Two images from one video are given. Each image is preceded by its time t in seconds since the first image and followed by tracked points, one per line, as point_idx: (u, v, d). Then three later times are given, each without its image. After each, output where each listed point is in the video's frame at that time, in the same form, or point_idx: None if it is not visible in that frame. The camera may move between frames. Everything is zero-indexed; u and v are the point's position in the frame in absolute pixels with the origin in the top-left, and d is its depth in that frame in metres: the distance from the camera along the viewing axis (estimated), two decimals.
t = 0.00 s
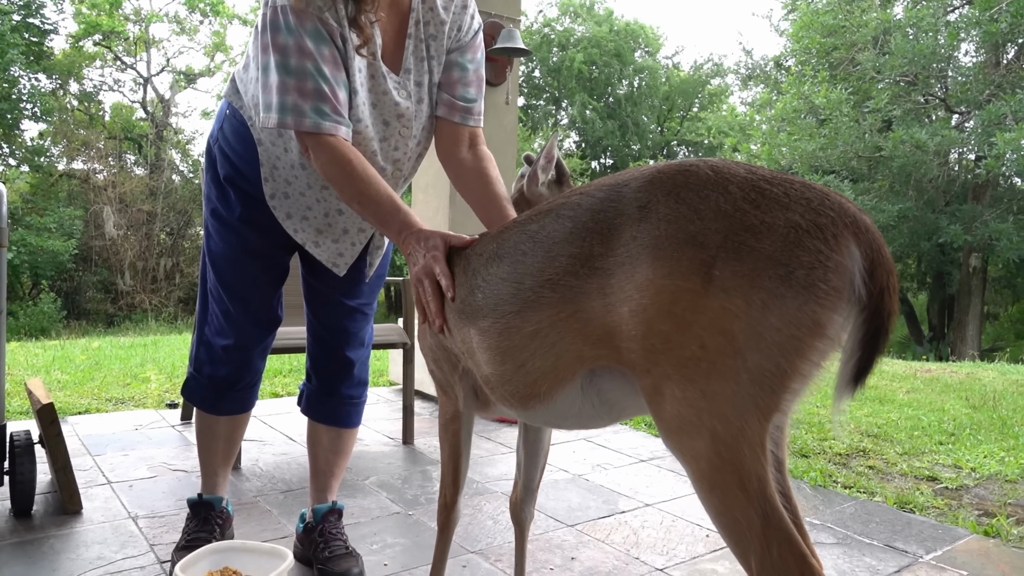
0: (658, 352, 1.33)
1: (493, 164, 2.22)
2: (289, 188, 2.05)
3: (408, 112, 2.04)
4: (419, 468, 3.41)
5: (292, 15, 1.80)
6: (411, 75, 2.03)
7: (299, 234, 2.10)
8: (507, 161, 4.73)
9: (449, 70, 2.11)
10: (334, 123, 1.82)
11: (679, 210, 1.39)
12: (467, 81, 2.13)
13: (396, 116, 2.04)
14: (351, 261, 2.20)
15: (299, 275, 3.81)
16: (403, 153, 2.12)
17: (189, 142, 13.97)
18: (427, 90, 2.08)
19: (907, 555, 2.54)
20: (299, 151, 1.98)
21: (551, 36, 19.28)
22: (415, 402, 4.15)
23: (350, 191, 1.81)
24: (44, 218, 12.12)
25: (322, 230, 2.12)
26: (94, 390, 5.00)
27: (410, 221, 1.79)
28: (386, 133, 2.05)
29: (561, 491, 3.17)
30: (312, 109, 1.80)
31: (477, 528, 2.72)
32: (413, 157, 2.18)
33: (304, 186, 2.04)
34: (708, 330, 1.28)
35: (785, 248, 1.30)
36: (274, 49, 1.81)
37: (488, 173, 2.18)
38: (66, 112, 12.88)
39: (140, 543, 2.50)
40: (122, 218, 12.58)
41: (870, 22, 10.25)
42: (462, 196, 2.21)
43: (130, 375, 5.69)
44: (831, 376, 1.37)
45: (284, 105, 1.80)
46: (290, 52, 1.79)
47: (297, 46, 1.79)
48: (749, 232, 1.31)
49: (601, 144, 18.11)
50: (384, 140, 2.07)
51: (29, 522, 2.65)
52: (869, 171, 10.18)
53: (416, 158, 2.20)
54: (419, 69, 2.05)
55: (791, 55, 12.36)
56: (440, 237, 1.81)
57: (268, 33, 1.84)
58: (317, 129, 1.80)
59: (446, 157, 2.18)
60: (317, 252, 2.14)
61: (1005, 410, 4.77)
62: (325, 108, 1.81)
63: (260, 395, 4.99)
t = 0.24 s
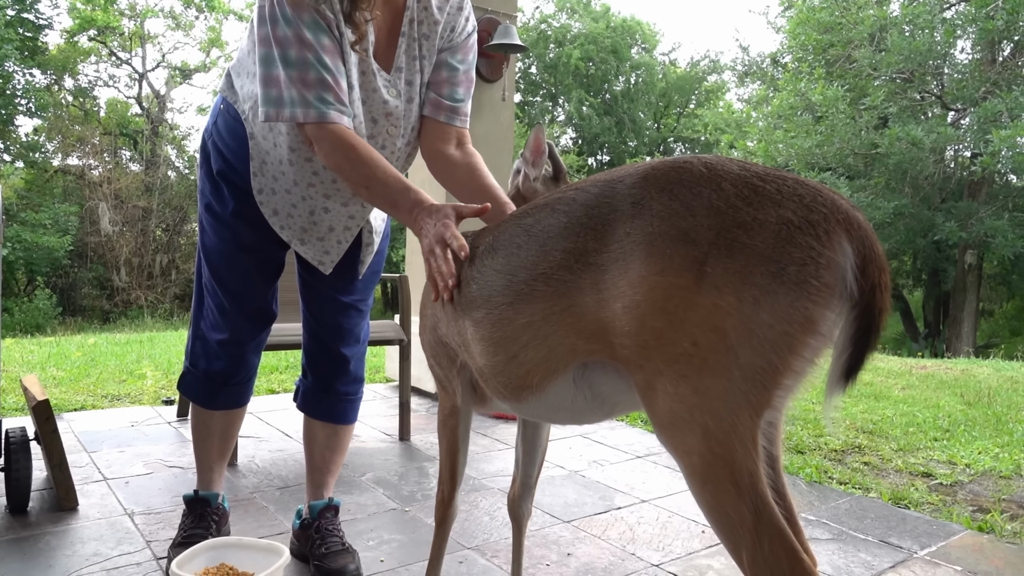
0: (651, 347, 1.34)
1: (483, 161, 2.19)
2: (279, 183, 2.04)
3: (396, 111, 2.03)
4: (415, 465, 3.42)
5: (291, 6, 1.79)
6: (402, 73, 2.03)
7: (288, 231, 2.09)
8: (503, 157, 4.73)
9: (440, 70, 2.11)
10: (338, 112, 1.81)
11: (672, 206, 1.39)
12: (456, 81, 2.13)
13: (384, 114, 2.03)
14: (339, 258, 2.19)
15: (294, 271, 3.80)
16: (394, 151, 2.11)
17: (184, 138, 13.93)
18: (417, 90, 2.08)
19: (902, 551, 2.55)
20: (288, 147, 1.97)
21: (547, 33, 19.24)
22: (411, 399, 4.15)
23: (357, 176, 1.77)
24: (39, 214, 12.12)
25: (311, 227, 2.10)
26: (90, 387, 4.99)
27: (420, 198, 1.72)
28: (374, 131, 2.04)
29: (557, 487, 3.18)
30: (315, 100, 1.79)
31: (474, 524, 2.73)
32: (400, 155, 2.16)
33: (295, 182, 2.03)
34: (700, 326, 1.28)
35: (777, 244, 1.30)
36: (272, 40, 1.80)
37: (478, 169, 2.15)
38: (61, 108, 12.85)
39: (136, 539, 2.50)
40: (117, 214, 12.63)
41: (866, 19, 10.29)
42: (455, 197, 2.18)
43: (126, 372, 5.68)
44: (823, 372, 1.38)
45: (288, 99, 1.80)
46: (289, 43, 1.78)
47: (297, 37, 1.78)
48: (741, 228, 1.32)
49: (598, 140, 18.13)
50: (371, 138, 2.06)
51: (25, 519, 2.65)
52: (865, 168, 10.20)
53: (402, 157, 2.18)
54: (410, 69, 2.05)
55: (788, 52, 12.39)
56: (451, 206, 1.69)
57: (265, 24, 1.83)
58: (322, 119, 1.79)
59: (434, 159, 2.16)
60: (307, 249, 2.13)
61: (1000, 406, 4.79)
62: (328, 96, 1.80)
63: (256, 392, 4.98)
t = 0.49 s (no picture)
0: (649, 345, 1.34)
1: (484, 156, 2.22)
2: (280, 182, 2.04)
3: (402, 109, 2.03)
4: (414, 461, 3.42)
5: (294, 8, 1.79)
6: (406, 71, 2.02)
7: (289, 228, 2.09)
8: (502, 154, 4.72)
9: (442, 65, 2.11)
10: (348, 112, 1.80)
11: (669, 203, 1.40)
12: (458, 75, 2.12)
13: (390, 112, 2.02)
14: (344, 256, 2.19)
15: (293, 268, 3.80)
16: (399, 150, 2.11)
17: (182, 135, 13.91)
18: (420, 88, 2.08)
19: (900, 546, 2.56)
20: (293, 146, 1.97)
21: (546, 29, 19.18)
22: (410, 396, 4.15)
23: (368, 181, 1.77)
24: (37, 211, 12.14)
25: (315, 225, 2.10)
26: (88, 384, 4.99)
27: (431, 208, 1.76)
28: (379, 130, 2.04)
29: (556, 483, 3.18)
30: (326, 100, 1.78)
31: (473, 521, 2.73)
32: (406, 152, 2.16)
33: (297, 180, 2.03)
34: (698, 323, 1.28)
35: (774, 241, 1.30)
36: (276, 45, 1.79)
37: (481, 165, 2.18)
38: (58, 104, 12.83)
39: (135, 536, 2.50)
40: (115, 211, 12.64)
41: (865, 15, 10.29)
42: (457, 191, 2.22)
43: (124, 369, 5.68)
44: (822, 368, 1.38)
45: (299, 99, 1.79)
46: (295, 45, 1.78)
47: (302, 39, 1.78)
48: (738, 225, 1.32)
49: (596, 137, 18.12)
50: (377, 137, 2.05)
51: (24, 516, 2.65)
52: (864, 164, 10.16)
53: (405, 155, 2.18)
54: (413, 66, 2.04)
55: (787, 48, 12.39)
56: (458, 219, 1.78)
57: (268, 28, 1.82)
58: (332, 120, 1.77)
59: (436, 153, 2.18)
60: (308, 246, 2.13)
61: (997, 402, 4.80)
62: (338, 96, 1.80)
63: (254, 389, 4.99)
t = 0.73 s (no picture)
0: (650, 342, 1.34)
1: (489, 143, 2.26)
2: (280, 175, 2.03)
3: (401, 96, 2.04)
4: (414, 459, 3.42)
5: None
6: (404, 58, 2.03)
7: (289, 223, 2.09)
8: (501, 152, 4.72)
9: (442, 51, 2.11)
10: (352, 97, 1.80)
11: (669, 201, 1.39)
12: (460, 61, 2.13)
13: (389, 100, 2.02)
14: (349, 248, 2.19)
15: (291, 266, 3.80)
16: (400, 138, 2.10)
17: (181, 132, 13.90)
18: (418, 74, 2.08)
19: (898, 543, 2.56)
20: (294, 138, 1.96)
21: (545, 26, 19.14)
22: (410, 393, 4.15)
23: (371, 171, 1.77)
24: (36, 210, 12.15)
25: (318, 218, 2.09)
26: (87, 382, 4.99)
27: (431, 205, 1.76)
28: (380, 118, 2.04)
29: (556, 481, 3.18)
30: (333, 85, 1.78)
31: (472, 518, 2.73)
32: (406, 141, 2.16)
33: (298, 173, 2.02)
34: (698, 321, 1.28)
35: (774, 239, 1.30)
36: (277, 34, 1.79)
37: (486, 154, 2.22)
38: (56, 102, 12.82)
39: (134, 534, 2.50)
40: (114, 209, 12.61)
41: (864, 12, 10.29)
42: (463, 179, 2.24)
43: (123, 367, 5.68)
44: (822, 366, 1.38)
45: (300, 87, 1.78)
46: (294, 34, 1.77)
47: (301, 26, 1.77)
48: (738, 222, 1.32)
49: (595, 134, 18.11)
50: (377, 126, 2.05)
51: (23, 514, 2.65)
52: (863, 161, 10.13)
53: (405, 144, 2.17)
54: (411, 53, 2.05)
55: (786, 46, 12.38)
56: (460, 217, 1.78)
57: (269, 19, 1.81)
58: (334, 106, 1.77)
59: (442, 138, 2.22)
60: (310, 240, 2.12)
61: (996, 399, 4.80)
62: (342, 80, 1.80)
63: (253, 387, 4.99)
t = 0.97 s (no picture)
0: (651, 339, 1.34)
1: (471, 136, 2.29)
2: (278, 167, 2.02)
3: (394, 77, 2.00)
4: (414, 458, 3.42)
5: None
6: (399, 41, 2.02)
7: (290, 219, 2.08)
8: (500, 150, 4.71)
9: (441, 43, 2.12)
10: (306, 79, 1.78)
11: (671, 197, 1.39)
12: (457, 55, 2.14)
13: (382, 80, 1.99)
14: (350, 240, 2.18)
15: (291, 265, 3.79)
16: (394, 119, 2.05)
17: (181, 132, 13.92)
18: (416, 59, 2.07)
19: (899, 541, 2.56)
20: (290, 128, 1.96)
21: (544, 24, 19.10)
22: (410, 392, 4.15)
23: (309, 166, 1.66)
24: (36, 209, 12.16)
25: (317, 210, 2.08)
26: (87, 381, 4.99)
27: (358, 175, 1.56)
28: (371, 99, 2.00)
29: (556, 479, 3.18)
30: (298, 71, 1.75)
31: (472, 517, 2.73)
32: (403, 128, 2.12)
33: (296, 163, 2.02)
34: (699, 317, 1.28)
35: (775, 236, 1.30)
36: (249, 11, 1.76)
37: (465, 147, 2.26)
38: (55, 102, 12.80)
39: (135, 534, 2.50)
40: (114, 208, 12.58)
41: (863, 9, 10.30)
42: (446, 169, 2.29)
43: (123, 366, 5.68)
44: (822, 364, 1.38)
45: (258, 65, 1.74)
46: (265, 8, 1.74)
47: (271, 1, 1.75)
48: (739, 220, 1.32)
49: (595, 132, 18.10)
50: (369, 108, 2.01)
51: (24, 514, 2.65)
52: (862, 159, 10.12)
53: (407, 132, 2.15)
54: (408, 38, 2.04)
55: (786, 43, 12.37)
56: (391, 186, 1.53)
57: None
58: (277, 84, 1.71)
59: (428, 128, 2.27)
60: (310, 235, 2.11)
61: (996, 396, 4.81)
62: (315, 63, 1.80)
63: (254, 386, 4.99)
